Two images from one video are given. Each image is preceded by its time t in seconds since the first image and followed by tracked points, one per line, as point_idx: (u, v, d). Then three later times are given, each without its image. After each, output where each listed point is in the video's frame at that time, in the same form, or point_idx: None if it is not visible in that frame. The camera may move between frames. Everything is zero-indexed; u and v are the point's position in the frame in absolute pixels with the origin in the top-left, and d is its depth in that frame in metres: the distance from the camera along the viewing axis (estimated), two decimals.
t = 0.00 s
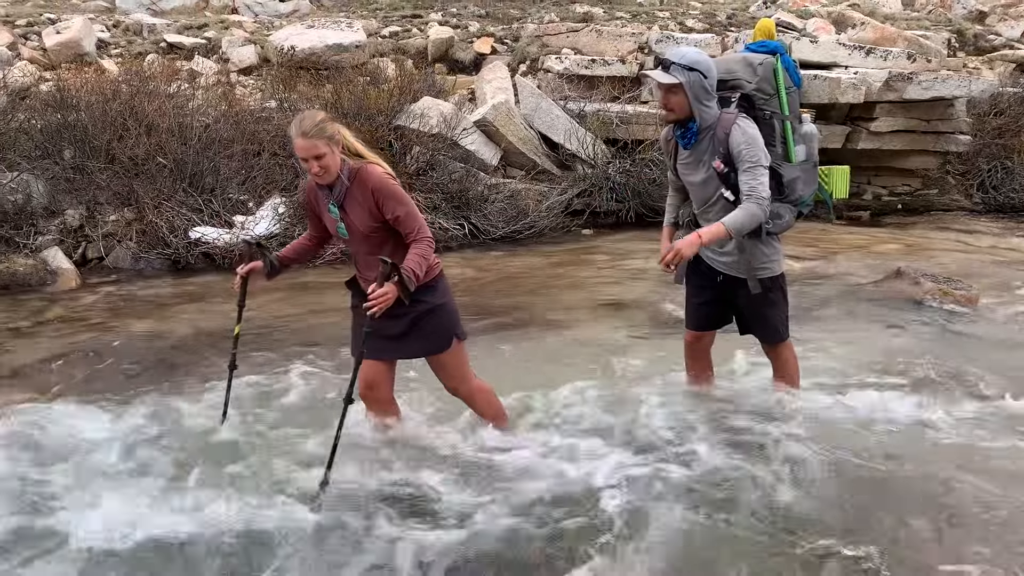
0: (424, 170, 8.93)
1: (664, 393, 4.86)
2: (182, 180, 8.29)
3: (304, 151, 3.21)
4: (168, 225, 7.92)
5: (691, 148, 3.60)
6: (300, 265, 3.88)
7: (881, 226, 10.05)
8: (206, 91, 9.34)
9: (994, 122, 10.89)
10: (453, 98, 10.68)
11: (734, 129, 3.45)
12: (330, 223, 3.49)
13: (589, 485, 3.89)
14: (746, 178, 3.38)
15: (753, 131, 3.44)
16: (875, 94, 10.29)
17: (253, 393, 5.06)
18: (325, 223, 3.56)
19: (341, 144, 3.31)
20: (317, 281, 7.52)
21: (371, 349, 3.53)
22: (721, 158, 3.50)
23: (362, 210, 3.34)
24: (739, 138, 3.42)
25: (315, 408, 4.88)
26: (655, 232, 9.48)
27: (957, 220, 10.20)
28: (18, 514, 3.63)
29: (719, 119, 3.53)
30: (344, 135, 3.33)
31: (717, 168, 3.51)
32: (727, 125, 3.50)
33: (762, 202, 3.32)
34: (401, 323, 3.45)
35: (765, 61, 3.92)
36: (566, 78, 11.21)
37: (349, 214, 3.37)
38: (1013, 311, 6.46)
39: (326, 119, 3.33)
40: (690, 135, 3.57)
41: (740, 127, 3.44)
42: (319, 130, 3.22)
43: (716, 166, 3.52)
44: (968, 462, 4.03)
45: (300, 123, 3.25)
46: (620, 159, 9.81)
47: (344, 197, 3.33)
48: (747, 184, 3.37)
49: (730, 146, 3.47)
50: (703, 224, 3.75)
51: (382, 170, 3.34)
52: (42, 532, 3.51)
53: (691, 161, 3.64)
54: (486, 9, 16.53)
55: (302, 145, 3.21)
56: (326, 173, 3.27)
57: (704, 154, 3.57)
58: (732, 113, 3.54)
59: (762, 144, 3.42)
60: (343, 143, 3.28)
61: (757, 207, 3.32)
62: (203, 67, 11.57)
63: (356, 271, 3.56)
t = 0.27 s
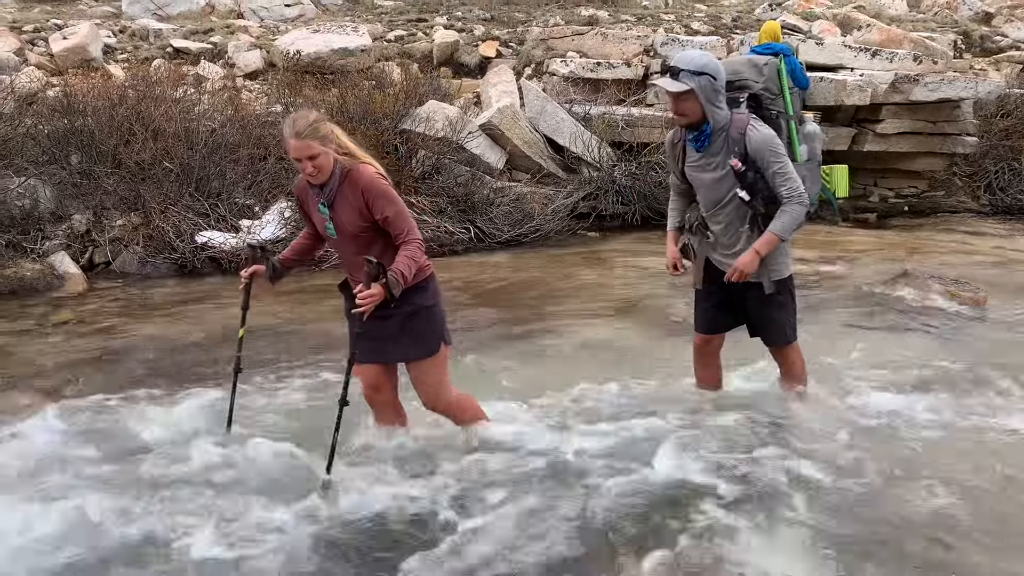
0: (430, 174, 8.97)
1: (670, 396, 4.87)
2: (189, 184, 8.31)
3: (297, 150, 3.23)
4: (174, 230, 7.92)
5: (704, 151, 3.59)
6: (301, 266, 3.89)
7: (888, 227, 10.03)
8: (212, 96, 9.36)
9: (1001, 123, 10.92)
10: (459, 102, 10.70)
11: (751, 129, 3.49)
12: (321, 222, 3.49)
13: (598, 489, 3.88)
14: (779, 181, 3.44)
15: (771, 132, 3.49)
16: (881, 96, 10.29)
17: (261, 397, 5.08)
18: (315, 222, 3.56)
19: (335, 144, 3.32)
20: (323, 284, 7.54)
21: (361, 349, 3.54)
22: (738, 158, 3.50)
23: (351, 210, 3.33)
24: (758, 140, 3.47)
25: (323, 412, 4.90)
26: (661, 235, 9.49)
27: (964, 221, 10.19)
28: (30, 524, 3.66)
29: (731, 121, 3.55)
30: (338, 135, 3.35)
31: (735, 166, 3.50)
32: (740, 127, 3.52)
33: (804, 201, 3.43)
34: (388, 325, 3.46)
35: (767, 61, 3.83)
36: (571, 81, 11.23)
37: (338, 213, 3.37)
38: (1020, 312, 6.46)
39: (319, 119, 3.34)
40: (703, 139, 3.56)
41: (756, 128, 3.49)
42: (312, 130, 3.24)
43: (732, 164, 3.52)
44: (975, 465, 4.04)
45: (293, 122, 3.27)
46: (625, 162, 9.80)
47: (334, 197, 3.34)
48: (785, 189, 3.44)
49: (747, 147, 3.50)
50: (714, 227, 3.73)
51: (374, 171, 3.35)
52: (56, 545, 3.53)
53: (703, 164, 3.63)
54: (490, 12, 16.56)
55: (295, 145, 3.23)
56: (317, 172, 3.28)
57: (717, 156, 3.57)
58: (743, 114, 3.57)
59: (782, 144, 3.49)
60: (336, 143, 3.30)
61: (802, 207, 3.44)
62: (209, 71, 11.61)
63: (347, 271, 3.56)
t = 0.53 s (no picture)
0: (434, 176, 9.04)
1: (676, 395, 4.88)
2: (193, 187, 8.38)
3: (300, 151, 3.24)
4: (179, 233, 8.02)
5: (712, 145, 3.57)
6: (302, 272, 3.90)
7: (893, 227, 10.01)
8: (217, 99, 9.37)
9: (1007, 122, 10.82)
10: (462, 104, 10.72)
11: (754, 111, 3.52)
12: (322, 225, 3.49)
13: (605, 492, 3.90)
14: (783, 161, 3.46)
15: (773, 113, 3.52)
16: (885, 96, 10.31)
17: (267, 397, 5.11)
18: (316, 225, 3.56)
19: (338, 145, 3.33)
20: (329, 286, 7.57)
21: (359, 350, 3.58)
22: (752, 144, 3.51)
23: (353, 212, 3.34)
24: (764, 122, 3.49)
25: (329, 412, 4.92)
26: (665, 236, 9.50)
27: (969, 221, 10.19)
28: (37, 531, 3.68)
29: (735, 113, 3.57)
30: (340, 136, 3.36)
31: (750, 151, 3.51)
32: (744, 117, 3.54)
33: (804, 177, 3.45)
34: (387, 327, 3.46)
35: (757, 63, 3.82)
36: (574, 83, 11.28)
37: (340, 214, 3.37)
38: None
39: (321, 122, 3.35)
40: (710, 135, 3.55)
41: (760, 111, 3.52)
42: (315, 131, 3.25)
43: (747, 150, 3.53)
44: (979, 464, 4.07)
45: (295, 124, 3.28)
46: (629, 163, 9.81)
47: (336, 199, 3.34)
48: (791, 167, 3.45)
49: (757, 133, 3.50)
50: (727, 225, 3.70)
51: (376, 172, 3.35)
52: (63, 550, 3.55)
53: (713, 161, 3.61)
54: (493, 15, 16.56)
55: (298, 145, 3.24)
56: (320, 173, 3.29)
57: (726, 150, 3.56)
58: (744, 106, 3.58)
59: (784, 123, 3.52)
60: (339, 144, 3.31)
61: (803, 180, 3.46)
62: (213, 75, 11.64)
63: (344, 270, 3.57)
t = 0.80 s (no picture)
0: (456, 170, 9.30)
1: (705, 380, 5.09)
2: (222, 180, 8.61)
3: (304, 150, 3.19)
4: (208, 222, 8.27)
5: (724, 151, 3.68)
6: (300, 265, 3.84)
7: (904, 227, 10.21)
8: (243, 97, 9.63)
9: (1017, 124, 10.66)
10: (481, 102, 10.94)
11: (766, 127, 3.64)
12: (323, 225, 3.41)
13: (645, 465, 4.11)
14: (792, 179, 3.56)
15: (783, 129, 3.63)
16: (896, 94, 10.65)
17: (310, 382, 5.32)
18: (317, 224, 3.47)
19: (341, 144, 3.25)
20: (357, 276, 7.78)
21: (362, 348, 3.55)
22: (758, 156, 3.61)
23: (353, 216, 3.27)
24: (776, 137, 3.61)
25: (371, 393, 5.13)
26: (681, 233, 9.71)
27: (979, 220, 10.39)
28: (96, 497, 3.90)
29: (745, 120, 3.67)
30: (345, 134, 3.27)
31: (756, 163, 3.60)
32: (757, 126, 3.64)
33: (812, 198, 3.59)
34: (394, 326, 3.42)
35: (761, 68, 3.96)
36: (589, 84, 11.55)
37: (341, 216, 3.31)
38: None
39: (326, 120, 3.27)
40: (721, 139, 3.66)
41: (773, 125, 3.64)
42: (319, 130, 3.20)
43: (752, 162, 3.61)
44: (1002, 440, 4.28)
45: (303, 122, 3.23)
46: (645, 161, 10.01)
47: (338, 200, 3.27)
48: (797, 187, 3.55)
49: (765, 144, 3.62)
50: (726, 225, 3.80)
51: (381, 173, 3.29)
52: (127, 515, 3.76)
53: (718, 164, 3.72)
54: (506, 16, 16.78)
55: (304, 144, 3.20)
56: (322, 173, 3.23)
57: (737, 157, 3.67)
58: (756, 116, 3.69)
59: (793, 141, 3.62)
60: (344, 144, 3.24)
61: (735, 219, 3.57)
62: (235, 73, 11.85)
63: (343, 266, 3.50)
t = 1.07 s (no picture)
0: (468, 177, 9.32)
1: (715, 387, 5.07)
2: (235, 185, 8.66)
3: (296, 145, 3.24)
4: (221, 227, 8.30)
5: (669, 154, 3.75)
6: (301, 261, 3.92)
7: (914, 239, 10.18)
8: (256, 103, 9.70)
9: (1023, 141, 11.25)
10: (492, 110, 10.97)
11: (715, 136, 3.63)
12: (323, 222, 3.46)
13: (657, 473, 4.09)
14: (734, 194, 3.57)
15: (734, 139, 3.62)
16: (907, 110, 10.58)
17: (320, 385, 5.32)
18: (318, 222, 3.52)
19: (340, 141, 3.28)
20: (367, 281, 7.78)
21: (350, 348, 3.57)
22: (704, 165, 3.67)
23: (346, 214, 3.30)
24: (723, 146, 3.60)
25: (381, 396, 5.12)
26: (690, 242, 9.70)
27: (990, 234, 10.35)
28: (107, 497, 3.91)
29: (699, 125, 3.69)
30: (345, 130, 3.30)
31: (698, 172, 3.67)
32: (707, 132, 3.66)
33: (748, 222, 3.55)
34: (393, 327, 3.45)
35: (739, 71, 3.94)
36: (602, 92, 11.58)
37: (338, 214, 3.34)
38: None
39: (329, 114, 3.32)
40: (668, 143, 3.73)
41: (721, 134, 3.63)
42: (311, 125, 3.23)
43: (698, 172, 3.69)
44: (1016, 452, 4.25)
45: (296, 115, 3.27)
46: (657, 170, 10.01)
47: (335, 197, 3.32)
48: (734, 206, 3.57)
49: (712, 153, 3.64)
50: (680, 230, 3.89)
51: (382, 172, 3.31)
52: (138, 514, 3.77)
53: (670, 166, 3.80)
54: (519, 26, 16.84)
55: (294, 139, 3.24)
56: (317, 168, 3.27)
57: (685, 161, 3.74)
58: (710, 120, 3.70)
59: (745, 153, 3.59)
60: (342, 140, 3.26)
61: (751, 226, 3.57)
62: (248, 78, 11.91)
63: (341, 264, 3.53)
